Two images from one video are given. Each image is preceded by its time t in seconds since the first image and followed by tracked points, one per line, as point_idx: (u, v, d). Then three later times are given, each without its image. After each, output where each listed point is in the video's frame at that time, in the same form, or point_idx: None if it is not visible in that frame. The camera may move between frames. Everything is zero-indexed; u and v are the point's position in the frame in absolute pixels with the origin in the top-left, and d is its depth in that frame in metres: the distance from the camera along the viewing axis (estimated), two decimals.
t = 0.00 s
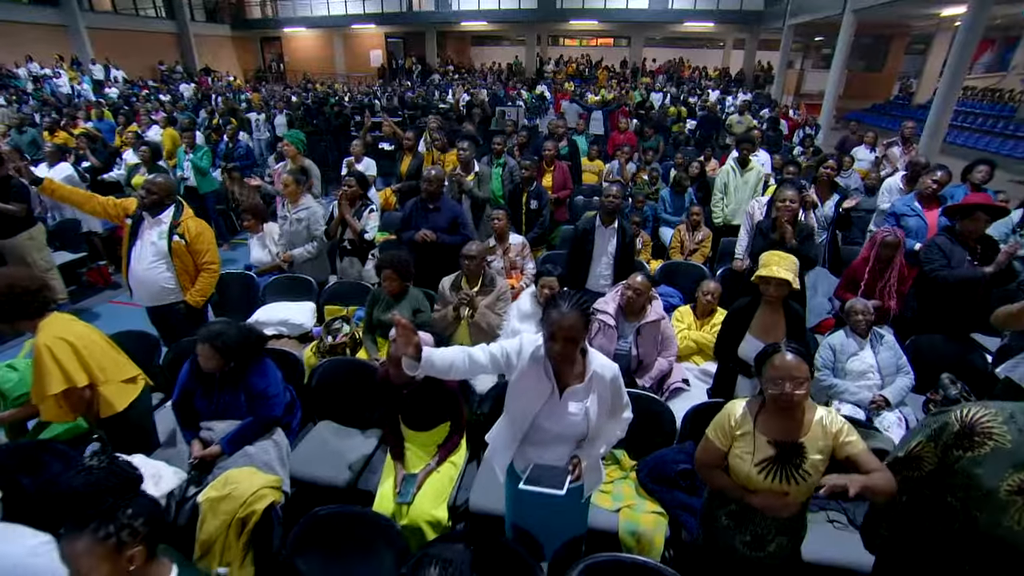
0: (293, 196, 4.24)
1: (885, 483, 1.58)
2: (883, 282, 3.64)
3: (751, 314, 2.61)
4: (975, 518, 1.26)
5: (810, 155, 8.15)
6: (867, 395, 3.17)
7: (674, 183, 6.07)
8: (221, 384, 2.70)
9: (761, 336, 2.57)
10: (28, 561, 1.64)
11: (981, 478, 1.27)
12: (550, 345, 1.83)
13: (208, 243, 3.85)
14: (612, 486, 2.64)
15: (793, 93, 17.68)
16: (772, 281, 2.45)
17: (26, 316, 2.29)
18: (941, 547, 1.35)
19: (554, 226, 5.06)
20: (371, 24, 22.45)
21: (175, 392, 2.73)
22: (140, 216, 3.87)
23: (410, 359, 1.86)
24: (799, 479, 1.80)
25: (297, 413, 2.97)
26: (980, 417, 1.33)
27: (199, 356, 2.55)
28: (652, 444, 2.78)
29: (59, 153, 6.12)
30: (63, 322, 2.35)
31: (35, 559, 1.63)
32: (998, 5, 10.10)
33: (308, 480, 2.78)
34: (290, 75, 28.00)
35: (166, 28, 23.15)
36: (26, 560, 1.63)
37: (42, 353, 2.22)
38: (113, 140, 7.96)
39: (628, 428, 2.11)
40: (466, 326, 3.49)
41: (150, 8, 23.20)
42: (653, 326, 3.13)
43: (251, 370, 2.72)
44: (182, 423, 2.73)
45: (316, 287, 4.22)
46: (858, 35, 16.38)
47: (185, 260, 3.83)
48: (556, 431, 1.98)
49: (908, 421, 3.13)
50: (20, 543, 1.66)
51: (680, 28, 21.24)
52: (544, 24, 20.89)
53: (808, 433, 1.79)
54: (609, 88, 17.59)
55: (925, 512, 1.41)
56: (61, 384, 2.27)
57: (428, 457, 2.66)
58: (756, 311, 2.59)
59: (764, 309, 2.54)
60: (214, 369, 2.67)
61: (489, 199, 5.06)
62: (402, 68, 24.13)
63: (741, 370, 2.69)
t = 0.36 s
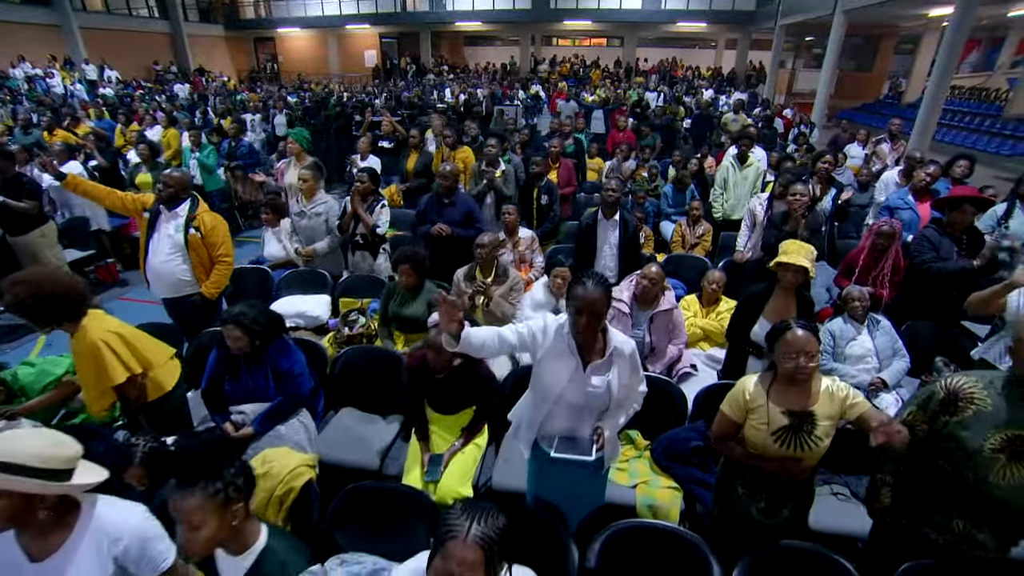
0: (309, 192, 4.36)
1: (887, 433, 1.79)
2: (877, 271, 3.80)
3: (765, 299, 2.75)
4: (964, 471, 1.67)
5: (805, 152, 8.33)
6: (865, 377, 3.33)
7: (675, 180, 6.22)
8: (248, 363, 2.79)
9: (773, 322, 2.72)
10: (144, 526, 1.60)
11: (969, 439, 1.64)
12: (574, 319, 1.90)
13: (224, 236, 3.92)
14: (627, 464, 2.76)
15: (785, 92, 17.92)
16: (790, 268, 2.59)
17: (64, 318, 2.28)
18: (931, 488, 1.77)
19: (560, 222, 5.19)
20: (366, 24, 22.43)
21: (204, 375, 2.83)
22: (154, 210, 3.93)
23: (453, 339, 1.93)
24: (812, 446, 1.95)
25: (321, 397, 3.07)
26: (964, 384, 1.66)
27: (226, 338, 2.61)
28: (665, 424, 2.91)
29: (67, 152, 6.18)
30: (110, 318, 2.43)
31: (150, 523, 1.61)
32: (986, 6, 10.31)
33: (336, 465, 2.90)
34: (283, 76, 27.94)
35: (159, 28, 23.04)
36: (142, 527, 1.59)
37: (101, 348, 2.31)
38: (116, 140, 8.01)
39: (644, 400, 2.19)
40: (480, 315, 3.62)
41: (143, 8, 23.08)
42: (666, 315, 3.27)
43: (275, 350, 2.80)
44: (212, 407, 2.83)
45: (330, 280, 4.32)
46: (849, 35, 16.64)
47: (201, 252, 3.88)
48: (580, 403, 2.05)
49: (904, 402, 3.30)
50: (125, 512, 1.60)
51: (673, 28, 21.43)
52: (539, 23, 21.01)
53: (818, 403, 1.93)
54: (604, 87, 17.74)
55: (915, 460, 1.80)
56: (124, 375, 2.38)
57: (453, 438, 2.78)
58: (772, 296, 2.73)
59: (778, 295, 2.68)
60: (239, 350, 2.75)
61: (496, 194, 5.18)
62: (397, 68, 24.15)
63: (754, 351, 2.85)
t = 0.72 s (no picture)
0: (326, 188, 4.49)
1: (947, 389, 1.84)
2: (875, 260, 4.01)
3: (773, 286, 2.91)
4: (942, 433, 1.98)
5: (800, 149, 8.51)
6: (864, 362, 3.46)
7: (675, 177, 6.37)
8: (267, 348, 2.83)
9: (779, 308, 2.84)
10: (201, 494, 1.69)
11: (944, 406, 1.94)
12: (595, 298, 1.94)
13: (239, 227, 4.02)
14: (640, 443, 2.89)
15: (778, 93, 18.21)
16: (800, 255, 2.72)
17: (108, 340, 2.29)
18: (913, 451, 2.06)
19: (565, 217, 5.33)
20: (361, 25, 22.45)
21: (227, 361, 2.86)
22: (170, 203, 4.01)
23: (486, 317, 1.97)
24: (824, 421, 2.06)
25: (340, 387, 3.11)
26: (938, 357, 1.95)
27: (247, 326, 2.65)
28: (675, 405, 3.04)
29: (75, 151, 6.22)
30: (150, 329, 2.48)
31: (206, 494, 1.69)
32: (974, 7, 10.56)
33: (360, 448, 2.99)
34: (277, 76, 27.86)
35: (154, 28, 22.91)
36: (199, 496, 1.68)
37: (151, 361, 2.39)
38: (119, 139, 8.04)
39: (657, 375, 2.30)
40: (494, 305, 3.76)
41: (137, 8, 22.96)
42: (672, 303, 3.41)
43: (294, 337, 2.82)
44: (236, 393, 2.87)
45: (343, 273, 4.42)
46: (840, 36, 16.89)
47: (217, 244, 3.97)
48: (600, 380, 2.12)
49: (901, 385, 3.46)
50: (188, 477, 1.70)
51: (667, 28, 21.60)
52: (534, 24, 21.12)
53: (828, 376, 2.05)
54: (600, 87, 17.86)
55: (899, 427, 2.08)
56: (172, 385, 2.49)
57: (474, 420, 2.91)
58: (778, 282, 2.87)
59: (784, 283, 2.82)
60: (252, 337, 2.75)
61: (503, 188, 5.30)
62: (393, 68, 24.20)
63: (760, 335, 2.97)
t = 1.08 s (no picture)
0: (340, 184, 4.62)
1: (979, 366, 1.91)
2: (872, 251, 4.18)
3: (771, 273, 3.06)
4: (933, 406, 2.12)
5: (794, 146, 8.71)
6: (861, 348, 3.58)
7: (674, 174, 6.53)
8: (300, 341, 2.97)
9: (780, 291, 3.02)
10: (224, 462, 1.80)
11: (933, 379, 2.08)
12: (613, 280, 2.06)
13: (253, 220, 4.15)
14: (651, 424, 3.04)
15: (771, 92, 18.45)
16: (797, 241, 2.88)
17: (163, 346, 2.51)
18: (904, 423, 2.21)
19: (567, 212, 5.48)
20: (357, 25, 22.45)
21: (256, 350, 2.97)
22: (184, 198, 4.09)
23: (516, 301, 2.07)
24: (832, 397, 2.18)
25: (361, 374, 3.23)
26: (925, 335, 2.14)
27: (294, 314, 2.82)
28: (682, 388, 3.19)
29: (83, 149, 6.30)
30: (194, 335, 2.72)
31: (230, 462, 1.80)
32: (961, 8, 10.81)
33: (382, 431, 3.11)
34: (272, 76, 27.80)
35: (148, 28, 22.80)
36: (221, 464, 1.78)
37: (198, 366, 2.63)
38: (122, 139, 8.10)
39: (667, 354, 2.41)
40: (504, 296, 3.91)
41: (132, 8, 22.82)
42: (673, 290, 3.56)
43: (326, 327, 2.98)
44: (263, 380, 2.96)
45: (355, 267, 4.52)
46: (831, 36, 17.17)
47: (233, 236, 4.08)
48: (618, 360, 2.22)
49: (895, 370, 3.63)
50: (216, 444, 1.82)
51: (661, 28, 21.80)
52: (529, 24, 21.23)
53: (838, 357, 2.16)
54: (595, 87, 18.01)
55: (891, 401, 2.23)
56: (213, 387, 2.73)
57: (491, 402, 3.05)
58: (777, 269, 3.04)
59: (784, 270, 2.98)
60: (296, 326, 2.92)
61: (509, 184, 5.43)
62: (388, 69, 24.21)
63: (761, 320, 3.11)
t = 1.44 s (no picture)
0: (350, 179, 4.72)
1: (974, 347, 2.02)
2: (863, 242, 4.32)
3: (765, 261, 3.21)
4: (935, 383, 2.21)
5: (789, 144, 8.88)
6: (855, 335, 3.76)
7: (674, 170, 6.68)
8: (327, 330, 3.10)
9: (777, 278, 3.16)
10: (235, 432, 1.81)
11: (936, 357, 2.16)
12: (630, 263, 2.21)
13: (267, 214, 4.27)
14: (659, 406, 3.18)
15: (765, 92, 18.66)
16: (785, 230, 3.03)
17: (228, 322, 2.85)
18: (907, 400, 2.31)
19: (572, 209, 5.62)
20: (353, 24, 22.45)
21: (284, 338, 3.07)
22: (200, 193, 4.19)
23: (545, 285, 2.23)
24: (832, 374, 2.30)
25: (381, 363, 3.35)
26: (933, 316, 2.22)
27: (321, 300, 2.95)
28: (688, 373, 3.33)
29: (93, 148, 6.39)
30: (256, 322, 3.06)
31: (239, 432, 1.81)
32: (951, 8, 11.02)
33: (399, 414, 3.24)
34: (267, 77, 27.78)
35: (143, 29, 22.73)
36: (232, 433, 1.79)
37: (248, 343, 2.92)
38: (127, 138, 8.18)
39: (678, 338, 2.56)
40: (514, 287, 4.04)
41: (127, 8, 22.69)
42: (674, 279, 3.71)
43: (353, 317, 3.13)
44: (289, 365, 3.09)
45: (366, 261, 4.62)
46: (824, 36, 17.39)
47: (249, 229, 4.18)
48: (633, 339, 2.36)
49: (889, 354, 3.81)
50: (232, 415, 1.84)
51: (655, 28, 21.97)
52: (525, 24, 21.32)
53: (839, 336, 2.29)
54: (591, 86, 18.15)
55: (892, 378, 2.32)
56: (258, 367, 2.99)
57: (506, 386, 3.17)
58: (770, 257, 3.19)
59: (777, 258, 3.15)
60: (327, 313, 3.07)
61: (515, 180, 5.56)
62: (384, 68, 24.22)
63: (758, 306, 3.29)
